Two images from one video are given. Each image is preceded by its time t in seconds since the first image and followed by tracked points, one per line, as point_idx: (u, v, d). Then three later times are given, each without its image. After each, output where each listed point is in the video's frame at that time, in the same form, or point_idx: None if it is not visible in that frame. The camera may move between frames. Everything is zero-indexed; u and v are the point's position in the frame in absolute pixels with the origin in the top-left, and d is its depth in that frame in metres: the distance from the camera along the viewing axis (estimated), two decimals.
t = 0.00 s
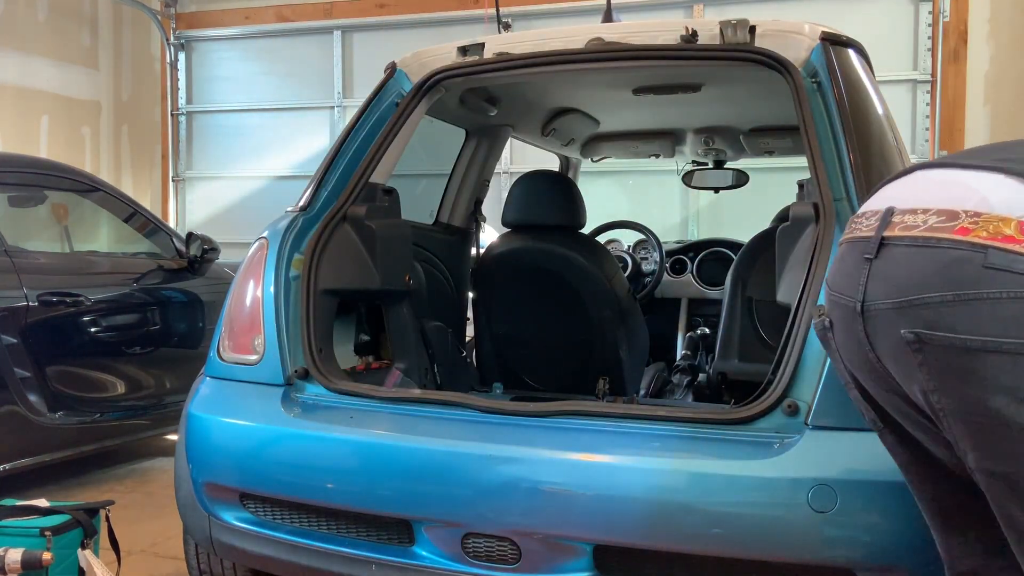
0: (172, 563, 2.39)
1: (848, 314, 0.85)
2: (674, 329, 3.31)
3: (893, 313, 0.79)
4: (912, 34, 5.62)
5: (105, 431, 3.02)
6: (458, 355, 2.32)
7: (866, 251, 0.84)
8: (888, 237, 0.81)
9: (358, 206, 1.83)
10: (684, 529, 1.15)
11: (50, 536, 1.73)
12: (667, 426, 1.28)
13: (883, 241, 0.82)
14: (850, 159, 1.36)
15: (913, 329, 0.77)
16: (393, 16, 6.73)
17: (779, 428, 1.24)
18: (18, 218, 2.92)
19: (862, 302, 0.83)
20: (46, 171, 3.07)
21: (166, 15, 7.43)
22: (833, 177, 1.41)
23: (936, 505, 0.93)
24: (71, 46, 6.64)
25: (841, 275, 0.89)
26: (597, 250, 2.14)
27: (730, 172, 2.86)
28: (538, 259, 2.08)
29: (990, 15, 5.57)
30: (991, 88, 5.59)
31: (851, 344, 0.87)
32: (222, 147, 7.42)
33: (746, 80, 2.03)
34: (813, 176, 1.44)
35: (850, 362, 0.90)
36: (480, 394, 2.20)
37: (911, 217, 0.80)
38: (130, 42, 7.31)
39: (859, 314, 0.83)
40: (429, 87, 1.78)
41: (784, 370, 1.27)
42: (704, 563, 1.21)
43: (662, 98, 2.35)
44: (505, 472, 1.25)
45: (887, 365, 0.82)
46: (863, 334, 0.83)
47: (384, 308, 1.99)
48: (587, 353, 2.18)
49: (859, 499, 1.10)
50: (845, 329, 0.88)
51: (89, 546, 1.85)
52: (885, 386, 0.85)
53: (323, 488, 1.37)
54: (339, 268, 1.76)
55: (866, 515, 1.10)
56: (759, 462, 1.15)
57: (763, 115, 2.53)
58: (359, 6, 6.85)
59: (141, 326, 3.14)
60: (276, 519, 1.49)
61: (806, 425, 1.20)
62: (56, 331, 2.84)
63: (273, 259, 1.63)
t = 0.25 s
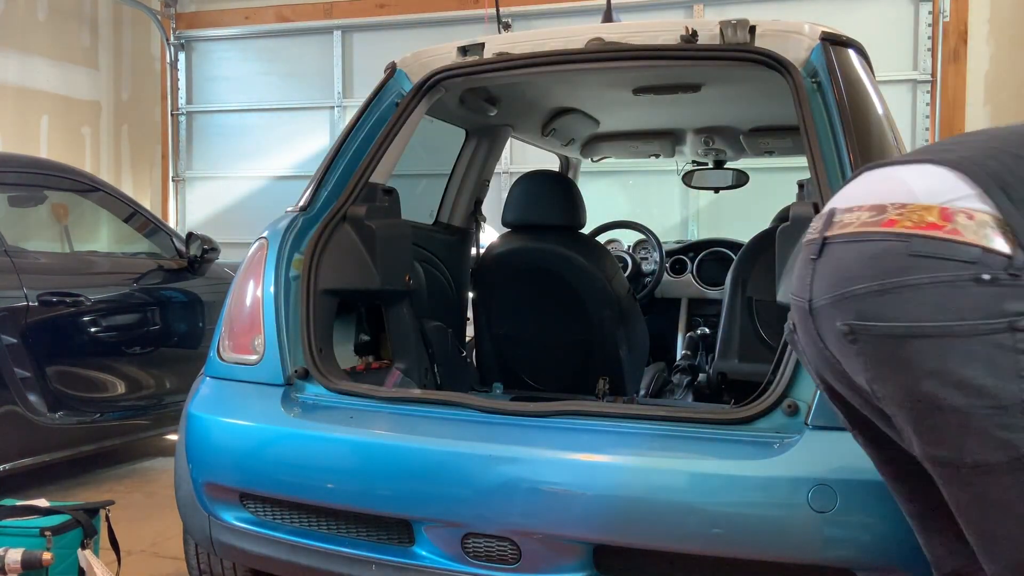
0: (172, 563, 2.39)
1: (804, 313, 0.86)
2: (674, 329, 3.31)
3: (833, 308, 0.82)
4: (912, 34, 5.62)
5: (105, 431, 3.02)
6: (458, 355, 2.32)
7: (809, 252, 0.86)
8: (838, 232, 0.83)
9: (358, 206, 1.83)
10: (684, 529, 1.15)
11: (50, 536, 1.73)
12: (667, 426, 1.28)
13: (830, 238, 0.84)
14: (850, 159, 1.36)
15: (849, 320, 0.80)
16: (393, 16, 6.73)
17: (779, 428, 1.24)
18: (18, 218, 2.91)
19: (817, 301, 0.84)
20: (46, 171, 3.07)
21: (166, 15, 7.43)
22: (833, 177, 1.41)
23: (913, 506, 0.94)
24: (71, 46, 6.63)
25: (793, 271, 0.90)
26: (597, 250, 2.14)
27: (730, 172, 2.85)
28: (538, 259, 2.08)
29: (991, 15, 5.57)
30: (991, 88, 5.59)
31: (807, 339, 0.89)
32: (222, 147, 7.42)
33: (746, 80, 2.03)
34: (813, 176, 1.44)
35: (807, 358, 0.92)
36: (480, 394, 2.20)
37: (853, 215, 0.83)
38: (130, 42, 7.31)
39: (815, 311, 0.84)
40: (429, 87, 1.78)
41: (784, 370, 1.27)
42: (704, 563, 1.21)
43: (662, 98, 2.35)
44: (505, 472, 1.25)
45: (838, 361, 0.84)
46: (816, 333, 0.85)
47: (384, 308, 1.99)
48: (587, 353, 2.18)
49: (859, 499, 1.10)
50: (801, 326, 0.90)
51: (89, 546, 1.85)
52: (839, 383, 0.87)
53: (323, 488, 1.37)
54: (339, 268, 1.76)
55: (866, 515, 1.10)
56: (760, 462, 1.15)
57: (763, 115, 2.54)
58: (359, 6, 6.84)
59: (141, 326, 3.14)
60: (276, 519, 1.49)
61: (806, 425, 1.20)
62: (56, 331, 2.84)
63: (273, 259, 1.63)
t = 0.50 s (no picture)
0: (173, 563, 2.39)
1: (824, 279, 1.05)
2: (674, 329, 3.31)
3: (854, 311, 1.02)
4: (912, 35, 5.62)
5: (106, 430, 3.02)
6: (458, 355, 2.32)
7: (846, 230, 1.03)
8: (901, 214, 0.98)
9: (358, 207, 1.83)
10: (683, 530, 1.15)
11: (50, 536, 1.73)
12: (667, 426, 1.28)
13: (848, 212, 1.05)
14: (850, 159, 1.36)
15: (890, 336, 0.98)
16: (393, 16, 6.73)
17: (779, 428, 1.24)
18: (18, 218, 2.92)
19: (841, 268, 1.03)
20: (46, 171, 3.07)
21: (166, 15, 7.42)
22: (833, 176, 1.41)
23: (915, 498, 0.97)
24: (70, 45, 6.62)
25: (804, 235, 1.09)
26: (597, 251, 2.14)
27: (730, 172, 2.85)
28: (538, 259, 2.08)
29: (990, 16, 5.57)
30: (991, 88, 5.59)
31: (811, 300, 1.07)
32: (222, 147, 7.42)
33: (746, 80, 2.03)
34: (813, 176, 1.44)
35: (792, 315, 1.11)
36: (480, 394, 2.20)
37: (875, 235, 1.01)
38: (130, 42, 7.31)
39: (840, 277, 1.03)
40: (429, 87, 1.78)
41: (784, 370, 1.28)
42: (703, 563, 1.21)
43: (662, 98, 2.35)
44: (505, 472, 1.25)
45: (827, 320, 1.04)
46: (852, 301, 1.02)
47: (384, 308, 1.99)
48: (587, 353, 2.17)
49: (859, 499, 1.11)
50: (807, 289, 1.07)
51: (89, 546, 1.84)
52: (816, 337, 1.06)
53: (323, 488, 1.37)
54: (339, 268, 1.76)
55: (866, 515, 1.10)
56: (759, 462, 1.15)
57: (763, 115, 2.54)
58: (359, 6, 6.84)
59: (141, 326, 3.14)
60: (276, 519, 1.49)
61: (806, 425, 1.20)
62: (56, 331, 2.84)
63: (273, 259, 1.63)
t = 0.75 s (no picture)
0: (173, 563, 2.39)
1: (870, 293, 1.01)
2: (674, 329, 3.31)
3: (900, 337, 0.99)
4: (912, 35, 5.62)
5: (106, 430, 3.02)
6: (458, 355, 2.32)
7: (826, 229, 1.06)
8: (877, 213, 0.99)
9: (358, 207, 1.83)
10: (683, 530, 1.15)
11: (50, 536, 1.73)
12: (667, 426, 1.28)
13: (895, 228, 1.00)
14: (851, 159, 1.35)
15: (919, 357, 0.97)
16: (393, 16, 6.73)
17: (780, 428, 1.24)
18: (18, 218, 2.91)
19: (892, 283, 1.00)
20: (46, 171, 3.07)
21: (166, 15, 7.42)
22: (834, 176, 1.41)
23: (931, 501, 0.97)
24: (70, 45, 6.62)
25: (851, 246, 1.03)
26: (597, 251, 2.14)
27: (730, 172, 2.85)
28: (538, 259, 2.08)
29: (991, 16, 5.57)
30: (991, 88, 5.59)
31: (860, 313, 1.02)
32: (222, 147, 7.42)
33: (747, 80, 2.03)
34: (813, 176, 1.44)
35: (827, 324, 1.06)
36: (480, 394, 2.20)
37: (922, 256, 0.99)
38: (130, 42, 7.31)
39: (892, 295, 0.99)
40: (429, 87, 1.78)
41: (784, 370, 1.28)
42: (704, 563, 1.21)
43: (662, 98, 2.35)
44: (505, 472, 1.25)
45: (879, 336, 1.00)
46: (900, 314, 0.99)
47: (384, 308, 1.99)
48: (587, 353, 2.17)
49: (860, 500, 1.11)
50: (797, 287, 1.10)
51: (89, 546, 1.84)
52: (812, 336, 1.08)
53: (323, 488, 1.37)
54: (339, 268, 1.76)
55: (866, 515, 1.10)
56: (760, 462, 1.15)
57: (764, 115, 2.53)
58: (359, 6, 6.84)
59: (141, 326, 3.14)
60: (276, 519, 1.49)
61: (806, 425, 1.20)
62: (56, 331, 2.84)
63: (273, 259, 1.63)
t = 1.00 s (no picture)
0: (173, 563, 2.39)
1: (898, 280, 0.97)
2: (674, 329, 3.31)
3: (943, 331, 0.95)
4: (912, 34, 5.61)
5: (106, 430, 3.02)
6: (458, 355, 2.32)
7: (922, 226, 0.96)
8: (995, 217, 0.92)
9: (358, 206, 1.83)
10: (683, 530, 1.15)
11: (50, 536, 1.73)
12: (667, 426, 1.28)
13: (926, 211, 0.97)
14: (850, 159, 1.35)
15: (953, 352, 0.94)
16: (393, 16, 6.73)
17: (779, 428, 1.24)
18: (18, 218, 2.92)
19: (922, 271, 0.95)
20: (46, 171, 3.07)
21: (166, 15, 7.43)
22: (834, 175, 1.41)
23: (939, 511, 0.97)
24: (71, 46, 6.63)
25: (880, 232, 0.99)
26: (598, 251, 2.14)
27: (730, 172, 2.85)
28: (538, 259, 2.08)
29: (991, 16, 5.56)
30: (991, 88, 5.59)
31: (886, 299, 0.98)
32: (222, 147, 7.42)
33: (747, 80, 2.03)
34: (814, 176, 1.44)
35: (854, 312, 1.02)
36: (479, 394, 2.20)
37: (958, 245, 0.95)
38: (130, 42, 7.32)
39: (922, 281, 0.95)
40: (429, 87, 1.78)
41: (784, 369, 1.28)
42: (703, 563, 1.21)
43: (662, 98, 2.35)
44: (505, 472, 1.25)
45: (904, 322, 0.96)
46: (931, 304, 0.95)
47: (384, 308, 1.99)
48: (587, 353, 2.17)
49: (860, 500, 1.10)
50: (879, 289, 0.98)
51: (89, 546, 1.84)
52: (883, 338, 0.98)
53: (323, 488, 1.37)
54: (339, 269, 1.76)
55: (866, 515, 1.10)
56: (759, 462, 1.15)
57: (764, 115, 2.53)
58: (359, 6, 6.84)
59: (142, 326, 3.14)
60: (276, 519, 1.49)
61: (806, 425, 1.20)
62: (56, 331, 2.84)
63: (273, 259, 1.63)
